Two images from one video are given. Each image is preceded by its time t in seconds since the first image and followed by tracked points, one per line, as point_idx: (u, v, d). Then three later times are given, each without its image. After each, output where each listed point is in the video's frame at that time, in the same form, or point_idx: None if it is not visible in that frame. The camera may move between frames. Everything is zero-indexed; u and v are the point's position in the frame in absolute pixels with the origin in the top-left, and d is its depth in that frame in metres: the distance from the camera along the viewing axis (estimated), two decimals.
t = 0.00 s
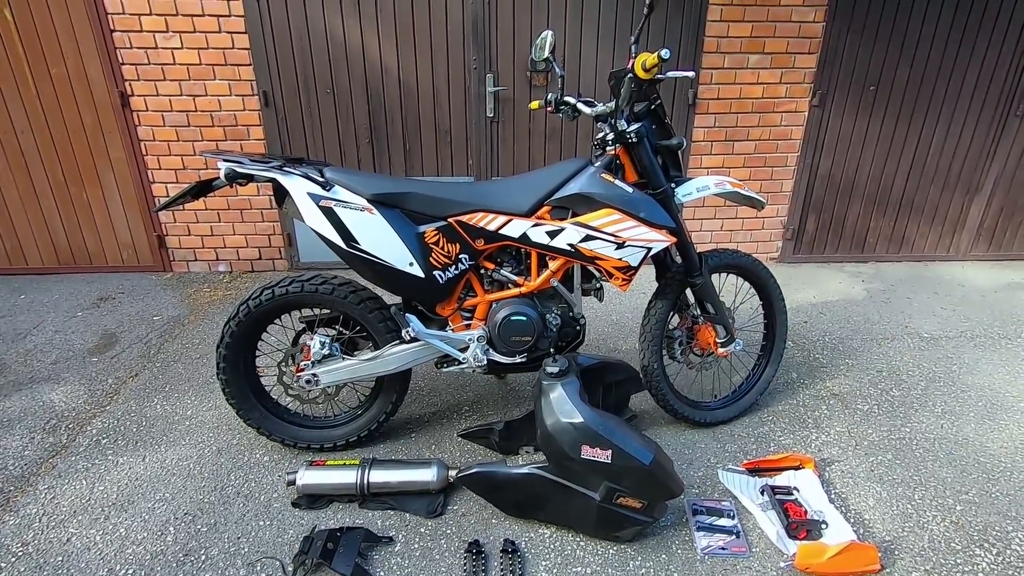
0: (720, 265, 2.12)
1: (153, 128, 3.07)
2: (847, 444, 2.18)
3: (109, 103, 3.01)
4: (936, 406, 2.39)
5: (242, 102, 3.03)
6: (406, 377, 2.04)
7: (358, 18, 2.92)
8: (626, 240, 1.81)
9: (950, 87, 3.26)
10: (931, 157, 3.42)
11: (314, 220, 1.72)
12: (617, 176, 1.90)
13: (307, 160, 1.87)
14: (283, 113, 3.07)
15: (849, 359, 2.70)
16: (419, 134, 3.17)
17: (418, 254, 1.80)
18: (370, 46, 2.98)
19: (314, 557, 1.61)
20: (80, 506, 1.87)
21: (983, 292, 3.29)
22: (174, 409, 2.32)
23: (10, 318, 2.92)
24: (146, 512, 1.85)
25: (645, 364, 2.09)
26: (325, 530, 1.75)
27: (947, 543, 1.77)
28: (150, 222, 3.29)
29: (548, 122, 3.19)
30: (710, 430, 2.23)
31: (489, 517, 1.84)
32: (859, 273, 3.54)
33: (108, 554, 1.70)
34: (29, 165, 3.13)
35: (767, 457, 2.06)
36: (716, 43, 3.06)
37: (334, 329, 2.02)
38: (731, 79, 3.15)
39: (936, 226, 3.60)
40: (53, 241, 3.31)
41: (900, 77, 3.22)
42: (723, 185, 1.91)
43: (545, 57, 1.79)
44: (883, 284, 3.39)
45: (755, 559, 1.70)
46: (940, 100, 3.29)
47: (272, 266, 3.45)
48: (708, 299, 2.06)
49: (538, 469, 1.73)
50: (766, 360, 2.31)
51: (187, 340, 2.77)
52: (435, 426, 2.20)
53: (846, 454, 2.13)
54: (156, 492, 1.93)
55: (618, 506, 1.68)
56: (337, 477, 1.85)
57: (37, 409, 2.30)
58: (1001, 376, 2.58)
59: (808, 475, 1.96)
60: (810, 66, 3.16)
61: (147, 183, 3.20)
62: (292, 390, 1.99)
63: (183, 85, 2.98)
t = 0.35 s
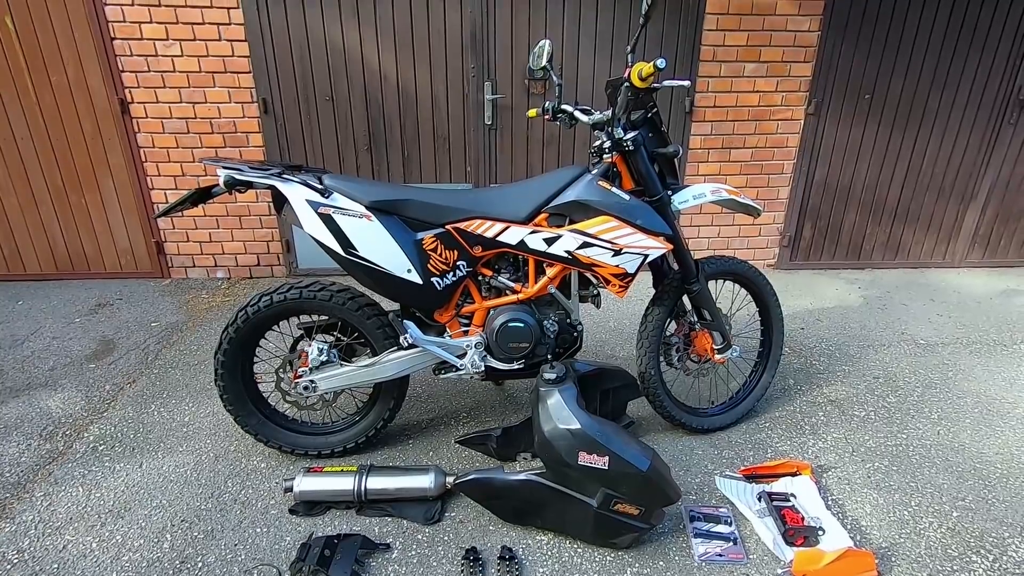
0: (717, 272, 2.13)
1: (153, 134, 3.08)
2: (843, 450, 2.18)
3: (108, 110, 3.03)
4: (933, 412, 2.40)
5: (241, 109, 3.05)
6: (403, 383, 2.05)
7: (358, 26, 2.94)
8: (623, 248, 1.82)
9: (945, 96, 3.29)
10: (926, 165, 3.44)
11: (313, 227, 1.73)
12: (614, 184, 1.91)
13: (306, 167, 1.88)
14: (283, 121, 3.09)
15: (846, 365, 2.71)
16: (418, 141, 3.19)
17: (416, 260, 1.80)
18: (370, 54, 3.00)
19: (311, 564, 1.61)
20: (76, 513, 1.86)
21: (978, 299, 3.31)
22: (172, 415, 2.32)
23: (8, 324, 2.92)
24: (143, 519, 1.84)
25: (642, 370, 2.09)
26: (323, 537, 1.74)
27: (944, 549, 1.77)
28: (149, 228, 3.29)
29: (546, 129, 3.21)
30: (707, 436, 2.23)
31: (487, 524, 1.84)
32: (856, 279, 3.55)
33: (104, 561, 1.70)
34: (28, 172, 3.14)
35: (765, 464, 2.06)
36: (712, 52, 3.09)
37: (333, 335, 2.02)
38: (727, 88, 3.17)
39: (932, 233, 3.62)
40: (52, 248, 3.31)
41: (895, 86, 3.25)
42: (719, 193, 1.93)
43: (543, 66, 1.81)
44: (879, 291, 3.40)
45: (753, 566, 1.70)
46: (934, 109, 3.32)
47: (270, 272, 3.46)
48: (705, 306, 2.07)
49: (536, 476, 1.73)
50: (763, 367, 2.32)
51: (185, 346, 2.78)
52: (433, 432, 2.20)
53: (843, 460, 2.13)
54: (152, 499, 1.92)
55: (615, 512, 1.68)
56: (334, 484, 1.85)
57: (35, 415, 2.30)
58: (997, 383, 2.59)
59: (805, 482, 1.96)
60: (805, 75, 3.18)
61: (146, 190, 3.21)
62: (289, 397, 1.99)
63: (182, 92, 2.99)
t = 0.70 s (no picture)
0: (717, 275, 2.14)
1: (156, 138, 3.09)
2: (843, 453, 2.19)
3: (111, 113, 3.04)
4: (933, 416, 2.40)
5: (244, 113, 3.06)
6: (404, 386, 2.05)
7: (360, 30, 2.96)
8: (623, 251, 1.83)
9: (944, 101, 3.31)
10: (926, 169, 3.45)
11: (315, 230, 1.74)
12: (614, 187, 1.92)
13: (308, 171, 1.89)
14: (284, 125, 3.10)
15: (845, 369, 2.71)
16: (419, 144, 3.20)
17: (417, 263, 1.81)
18: (372, 59, 3.02)
19: (311, 565, 1.61)
20: (78, 515, 1.87)
21: (978, 303, 3.31)
22: (173, 417, 2.33)
23: (10, 326, 2.93)
24: (144, 521, 1.85)
25: (642, 373, 2.10)
26: (323, 538, 1.75)
27: (943, 553, 1.77)
28: (151, 231, 3.31)
29: (547, 133, 3.23)
30: (707, 439, 2.23)
31: (487, 526, 1.85)
32: (856, 283, 3.56)
33: (105, 562, 1.71)
34: (31, 175, 3.16)
35: (764, 467, 2.07)
36: (712, 57, 3.10)
37: (334, 338, 2.03)
38: (727, 92, 3.19)
39: (931, 237, 3.63)
40: (54, 251, 3.32)
41: (894, 91, 3.26)
42: (719, 198, 1.94)
43: (544, 71, 1.82)
44: (879, 295, 3.41)
45: (752, 568, 1.71)
46: (933, 114, 3.33)
47: (272, 275, 3.47)
48: (704, 309, 2.08)
49: (536, 478, 1.74)
50: (762, 370, 2.32)
51: (186, 349, 2.78)
52: (433, 435, 2.21)
53: (843, 463, 2.14)
54: (154, 501, 1.93)
55: (615, 515, 1.68)
56: (335, 486, 1.86)
57: (37, 417, 2.31)
58: (997, 387, 2.60)
59: (804, 485, 1.96)
60: (804, 80, 3.20)
61: (148, 192, 3.23)
62: (291, 399, 2.00)
63: (185, 96, 3.01)
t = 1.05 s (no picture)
0: (717, 277, 2.14)
1: (158, 136, 3.10)
2: (841, 455, 2.19)
3: (114, 111, 3.05)
4: (931, 419, 2.41)
5: (246, 112, 3.07)
6: (404, 385, 2.06)
7: (362, 30, 2.96)
8: (622, 252, 1.83)
9: (945, 104, 3.31)
10: (927, 172, 3.46)
11: (316, 229, 1.75)
12: (614, 189, 1.93)
13: (310, 170, 1.90)
14: (286, 124, 3.11)
15: (845, 371, 2.72)
16: (420, 144, 3.21)
17: (417, 263, 1.82)
18: (373, 58, 3.02)
19: (310, 564, 1.63)
20: (78, 511, 1.88)
21: (979, 306, 3.32)
22: (173, 415, 2.34)
23: (12, 323, 2.94)
24: (144, 518, 1.86)
25: (641, 373, 2.11)
26: (322, 537, 1.77)
27: (940, 555, 1.78)
28: (153, 229, 3.32)
29: (548, 134, 3.23)
30: (705, 440, 2.24)
31: (485, 526, 1.85)
32: (856, 286, 3.56)
33: (105, 559, 1.72)
34: (34, 172, 3.17)
35: (762, 468, 2.07)
36: (713, 59, 3.11)
37: (334, 337, 2.04)
38: (728, 94, 3.19)
39: (932, 240, 3.63)
40: (56, 248, 3.34)
41: (895, 95, 3.27)
42: (719, 200, 1.95)
43: (546, 72, 1.83)
44: (879, 297, 3.41)
45: (750, 569, 1.71)
46: (935, 117, 3.34)
47: (273, 274, 3.48)
48: (704, 311, 2.09)
49: (535, 478, 1.74)
50: (761, 371, 2.33)
51: (187, 347, 2.80)
52: (433, 434, 2.21)
53: (841, 465, 2.14)
54: (154, 498, 1.94)
55: (613, 515, 1.69)
56: (334, 484, 1.87)
57: (38, 413, 2.32)
58: (996, 390, 2.60)
59: (802, 486, 1.97)
60: (805, 82, 3.20)
61: (150, 191, 3.24)
62: (291, 397, 2.01)
63: (187, 94, 3.02)
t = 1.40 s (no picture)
0: (714, 272, 2.12)
1: (163, 124, 3.13)
2: (837, 454, 2.17)
3: (120, 99, 3.08)
4: (932, 420, 2.37)
5: (250, 101, 3.08)
6: (397, 375, 2.07)
7: (366, 19, 2.95)
8: (616, 246, 1.82)
9: (958, 101, 3.24)
10: (937, 170, 3.40)
11: (309, 219, 1.76)
12: (609, 181, 1.91)
13: (306, 159, 1.90)
14: (290, 113, 3.12)
15: (845, 369, 2.68)
16: (422, 135, 3.20)
17: (410, 254, 1.82)
18: (377, 48, 3.02)
19: (299, 549, 1.65)
20: (77, 493, 1.91)
21: (987, 306, 3.26)
22: (172, 400, 2.37)
23: (20, 307, 2.99)
24: (139, 501, 1.89)
25: (635, 368, 2.10)
26: (313, 523, 1.79)
27: (932, 557, 1.76)
28: (158, 216, 3.35)
29: (551, 126, 3.21)
30: (700, 437, 2.23)
31: (474, 516, 1.86)
32: (862, 284, 3.51)
33: (101, 540, 1.75)
34: (42, 158, 3.21)
35: (755, 465, 2.06)
36: (720, 51, 3.07)
37: (329, 326, 2.05)
38: (734, 87, 3.15)
39: (941, 239, 3.57)
40: (63, 234, 3.38)
41: (905, 91, 3.21)
42: (717, 194, 1.92)
43: (544, 62, 1.83)
44: (885, 296, 3.37)
45: (737, 566, 1.71)
46: (946, 114, 3.27)
47: (276, 262, 3.50)
48: (699, 307, 2.07)
49: (523, 470, 1.75)
50: (758, 369, 2.31)
51: (188, 333, 2.83)
52: (427, 425, 2.22)
53: (836, 464, 2.13)
54: (150, 481, 1.97)
55: (600, 509, 1.69)
56: (326, 472, 1.88)
57: (42, 396, 2.36)
58: (1000, 392, 2.56)
59: (795, 484, 1.95)
60: (814, 76, 3.15)
61: (156, 178, 3.27)
62: (285, 385, 2.02)
63: (192, 83, 3.04)
